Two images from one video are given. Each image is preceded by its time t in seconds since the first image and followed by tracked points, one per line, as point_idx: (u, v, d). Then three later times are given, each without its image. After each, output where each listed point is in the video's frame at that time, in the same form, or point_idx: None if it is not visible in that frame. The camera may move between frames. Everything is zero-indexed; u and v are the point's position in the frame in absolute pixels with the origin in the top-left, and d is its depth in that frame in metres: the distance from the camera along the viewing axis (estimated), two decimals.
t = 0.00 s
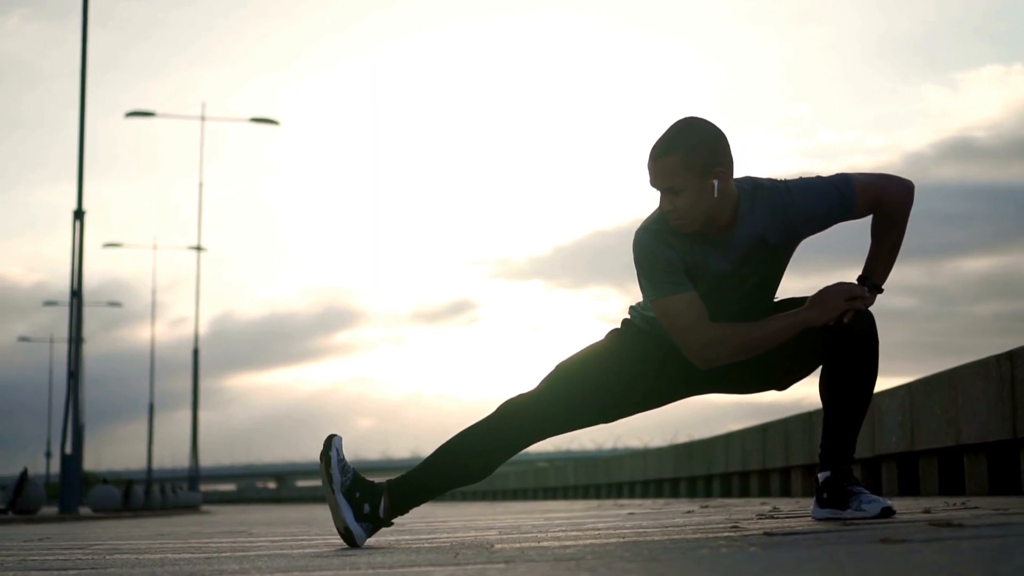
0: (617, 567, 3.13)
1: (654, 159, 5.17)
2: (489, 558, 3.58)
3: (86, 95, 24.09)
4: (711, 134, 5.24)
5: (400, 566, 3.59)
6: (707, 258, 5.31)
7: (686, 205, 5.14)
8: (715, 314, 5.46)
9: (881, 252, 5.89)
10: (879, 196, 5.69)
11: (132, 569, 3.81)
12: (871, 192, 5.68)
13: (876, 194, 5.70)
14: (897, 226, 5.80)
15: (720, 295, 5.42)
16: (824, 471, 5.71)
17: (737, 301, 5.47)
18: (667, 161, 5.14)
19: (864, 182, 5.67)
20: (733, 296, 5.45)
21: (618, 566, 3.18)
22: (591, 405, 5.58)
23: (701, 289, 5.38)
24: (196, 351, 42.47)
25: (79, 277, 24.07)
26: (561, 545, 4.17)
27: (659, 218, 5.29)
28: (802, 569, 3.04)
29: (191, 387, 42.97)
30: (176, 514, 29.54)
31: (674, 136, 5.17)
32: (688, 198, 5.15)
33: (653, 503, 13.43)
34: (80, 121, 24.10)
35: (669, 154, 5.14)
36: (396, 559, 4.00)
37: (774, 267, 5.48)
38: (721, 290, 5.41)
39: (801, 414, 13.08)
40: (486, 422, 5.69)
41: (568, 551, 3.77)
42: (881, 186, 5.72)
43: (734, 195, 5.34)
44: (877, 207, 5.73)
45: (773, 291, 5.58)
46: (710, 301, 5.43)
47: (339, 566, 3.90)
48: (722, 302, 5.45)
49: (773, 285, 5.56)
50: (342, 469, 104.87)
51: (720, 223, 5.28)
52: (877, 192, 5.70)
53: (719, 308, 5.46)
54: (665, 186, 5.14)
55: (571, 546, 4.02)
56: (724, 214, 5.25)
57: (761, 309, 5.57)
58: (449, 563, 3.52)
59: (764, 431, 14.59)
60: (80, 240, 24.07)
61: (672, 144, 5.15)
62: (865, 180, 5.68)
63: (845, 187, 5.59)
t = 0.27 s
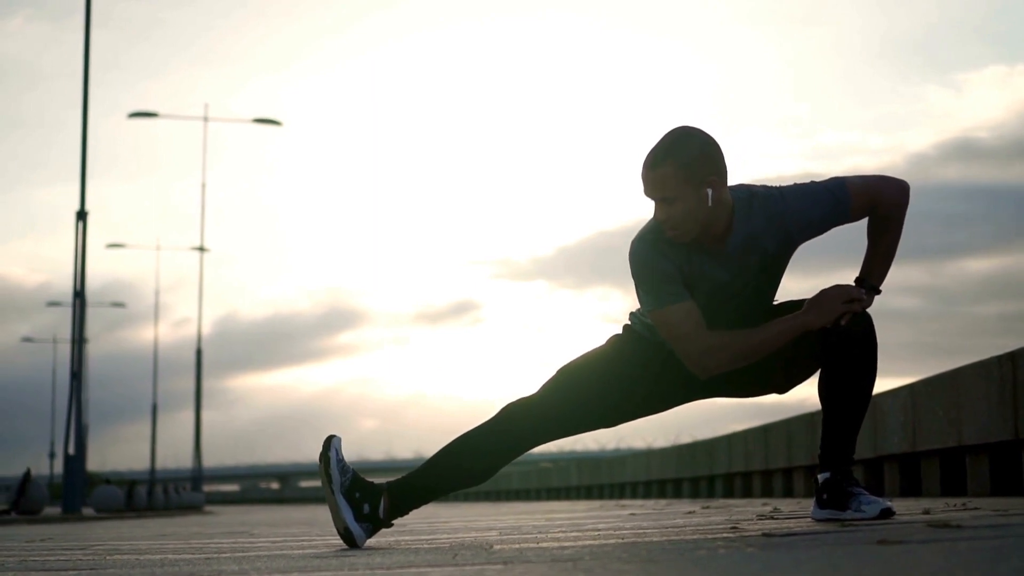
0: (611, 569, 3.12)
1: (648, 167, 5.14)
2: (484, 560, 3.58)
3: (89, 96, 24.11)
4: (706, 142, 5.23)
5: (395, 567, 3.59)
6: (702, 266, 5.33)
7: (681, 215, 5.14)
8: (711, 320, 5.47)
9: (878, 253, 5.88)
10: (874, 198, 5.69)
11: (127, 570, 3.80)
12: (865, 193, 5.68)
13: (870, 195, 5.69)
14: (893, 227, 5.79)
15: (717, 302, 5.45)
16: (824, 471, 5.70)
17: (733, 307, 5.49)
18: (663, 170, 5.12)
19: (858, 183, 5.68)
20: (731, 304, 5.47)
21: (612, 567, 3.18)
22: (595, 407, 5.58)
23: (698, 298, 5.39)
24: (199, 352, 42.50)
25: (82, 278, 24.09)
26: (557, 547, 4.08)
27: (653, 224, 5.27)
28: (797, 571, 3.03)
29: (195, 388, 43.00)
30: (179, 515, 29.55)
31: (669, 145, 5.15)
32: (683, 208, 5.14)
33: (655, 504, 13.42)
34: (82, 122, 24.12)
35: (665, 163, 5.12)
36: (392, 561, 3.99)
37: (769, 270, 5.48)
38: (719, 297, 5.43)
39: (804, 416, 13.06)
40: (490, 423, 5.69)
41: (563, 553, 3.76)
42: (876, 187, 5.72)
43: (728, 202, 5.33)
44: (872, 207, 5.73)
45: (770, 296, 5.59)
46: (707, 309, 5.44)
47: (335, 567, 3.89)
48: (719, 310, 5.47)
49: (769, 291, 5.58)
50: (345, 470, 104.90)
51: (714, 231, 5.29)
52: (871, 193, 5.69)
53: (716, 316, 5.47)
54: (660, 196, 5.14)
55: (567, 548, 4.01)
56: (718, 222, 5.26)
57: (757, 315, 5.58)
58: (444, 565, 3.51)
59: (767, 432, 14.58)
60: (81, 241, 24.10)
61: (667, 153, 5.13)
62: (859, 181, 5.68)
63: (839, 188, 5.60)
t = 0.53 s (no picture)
0: (612, 571, 3.12)
1: (643, 170, 5.18)
2: (486, 561, 3.58)
3: (94, 97, 24.13)
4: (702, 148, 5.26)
5: (398, 568, 3.59)
6: (699, 271, 5.33)
7: (675, 216, 5.16)
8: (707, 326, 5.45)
9: (873, 254, 5.86)
10: (868, 199, 5.67)
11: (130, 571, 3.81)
12: (858, 194, 5.67)
13: (863, 197, 5.68)
14: (888, 228, 5.76)
15: (716, 307, 5.44)
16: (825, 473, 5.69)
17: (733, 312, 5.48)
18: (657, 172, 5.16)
19: (851, 185, 5.66)
20: (729, 308, 5.46)
21: (614, 569, 3.18)
22: (595, 406, 5.58)
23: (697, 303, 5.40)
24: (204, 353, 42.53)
25: (87, 279, 24.11)
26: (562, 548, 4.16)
27: (649, 229, 5.29)
28: (799, 573, 3.03)
29: (200, 390, 43.04)
30: (184, 515, 29.56)
31: (664, 148, 5.18)
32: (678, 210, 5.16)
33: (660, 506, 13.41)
34: (87, 123, 24.15)
35: (659, 165, 5.16)
36: (395, 562, 3.99)
37: (768, 273, 5.47)
38: (717, 302, 5.42)
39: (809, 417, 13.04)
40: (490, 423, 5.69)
41: (565, 554, 3.76)
42: (869, 188, 5.70)
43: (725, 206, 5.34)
44: (865, 209, 5.71)
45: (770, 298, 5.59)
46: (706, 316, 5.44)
47: (338, 569, 3.90)
48: (718, 315, 5.46)
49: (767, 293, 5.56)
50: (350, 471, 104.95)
51: (710, 235, 5.29)
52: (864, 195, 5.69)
53: (716, 321, 5.46)
54: (655, 199, 5.17)
55: (569, 550, 4.01)
56: (714, 226, 5.27)
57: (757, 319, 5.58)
58: (447, 566, 3.52)
59: (772, 434, 14.56)
60: (86, 242, 24.13)
61: (662, 156, 5.17)
62: (851, 183, 5.67)
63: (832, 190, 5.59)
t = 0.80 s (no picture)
0: (610, 571, 3.16)
1: (635, 159, 5.17)
2: (485, 561, 3.62)
3: (97, 98, 24.15)
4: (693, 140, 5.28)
5: (398, 568, 3.63)
6: (689, 261, 5.36)
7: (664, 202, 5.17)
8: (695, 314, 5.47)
9: (862, 252, 5.87)
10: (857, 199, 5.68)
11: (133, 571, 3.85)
12: (847, 195, 5.67)
13: (852, 196, 5.69)
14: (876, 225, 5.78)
15: (705, 298, 5.47)
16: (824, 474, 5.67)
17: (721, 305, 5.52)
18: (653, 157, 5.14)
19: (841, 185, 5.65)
20: (717, 298, 5.49)
21: (612, 569, 3.22)
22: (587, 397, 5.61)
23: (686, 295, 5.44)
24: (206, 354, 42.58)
25: (89, 280, 24.13)
26: (562, 548, 4.24)
27: (638, 215, 5.29)
28: (794, 573, 3.07)
29: (202, 390, 43.09)
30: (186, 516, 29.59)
31: (655, 138, 5.17)
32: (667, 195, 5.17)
33: (661, 506, 13.43)
34: (90, 124, 24.19)
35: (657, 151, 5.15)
36: (395, 562, 4.03)
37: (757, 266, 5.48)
38: (705, 292, 5.45)
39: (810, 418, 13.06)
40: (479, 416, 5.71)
41: (563, 554, 3.80)
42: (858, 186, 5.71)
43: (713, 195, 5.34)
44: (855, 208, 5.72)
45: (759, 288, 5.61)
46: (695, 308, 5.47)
47: (338, 569, 3.93)
48: (707, 304, 5.49)
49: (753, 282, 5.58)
50: (352, 472, 104.95)
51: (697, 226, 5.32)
52: (853, 194, 5.69)
53: (703, 311, 5.50)
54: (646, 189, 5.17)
55: (568, 550, 4.05)
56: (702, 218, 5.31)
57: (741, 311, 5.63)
58: (446, 566, 3.55)
59: (773, 434, 14.58)
60: (89, 243, 24.17)
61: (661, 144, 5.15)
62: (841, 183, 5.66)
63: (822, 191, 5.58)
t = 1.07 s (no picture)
0: (605, 571, 3.17)
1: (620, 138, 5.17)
2: (482, 562, 3.63)
3: (98, 98, 24.17)
4: (676, 126, 5.35)
5: (395, 569, 3.64)
6: (667, 243, 5.36)
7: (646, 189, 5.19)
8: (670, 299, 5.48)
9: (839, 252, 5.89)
10: (835, 196, 5.67)
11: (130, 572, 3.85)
12: (827, 190, 5.67)
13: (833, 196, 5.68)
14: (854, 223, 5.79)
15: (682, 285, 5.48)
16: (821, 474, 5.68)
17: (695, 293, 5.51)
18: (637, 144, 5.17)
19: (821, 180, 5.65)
20: (691, 283, 5.49)
21: (608, 570, 3.22)
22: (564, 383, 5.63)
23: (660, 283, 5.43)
24: (208, 354, 42.61)
25: (90, 280, 24.14)
26: (558, 547, 4.26)
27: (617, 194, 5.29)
28: (789, 574, 3.07)
29: (204, 390, 43.11)
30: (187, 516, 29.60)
31: (642, 119, 5.18)
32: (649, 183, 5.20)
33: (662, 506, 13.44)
34: (91, 125, 24.21)
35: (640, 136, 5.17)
36: (392, 563, 4.04)
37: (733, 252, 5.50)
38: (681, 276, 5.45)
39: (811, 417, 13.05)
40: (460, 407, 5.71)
41: (560, 555, 3.81)
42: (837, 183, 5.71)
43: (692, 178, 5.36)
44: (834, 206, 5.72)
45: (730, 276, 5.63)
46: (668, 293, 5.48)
47: (336, 569, 3.94)
48: (685, 290, 5.50)
49: (725, 269, 5.58)
50: (353, 472, 104.95)
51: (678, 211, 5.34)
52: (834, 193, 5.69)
53: (676, 295, 5.49)
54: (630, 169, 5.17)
55: (565, 550, 4.06)
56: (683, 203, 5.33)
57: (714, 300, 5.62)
58: (442, 567, 3.56)
59: (775, 435, 14.58)
60: (90, 244, 24.20)
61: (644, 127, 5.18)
62: (820, 178, 5.66)
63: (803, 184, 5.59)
